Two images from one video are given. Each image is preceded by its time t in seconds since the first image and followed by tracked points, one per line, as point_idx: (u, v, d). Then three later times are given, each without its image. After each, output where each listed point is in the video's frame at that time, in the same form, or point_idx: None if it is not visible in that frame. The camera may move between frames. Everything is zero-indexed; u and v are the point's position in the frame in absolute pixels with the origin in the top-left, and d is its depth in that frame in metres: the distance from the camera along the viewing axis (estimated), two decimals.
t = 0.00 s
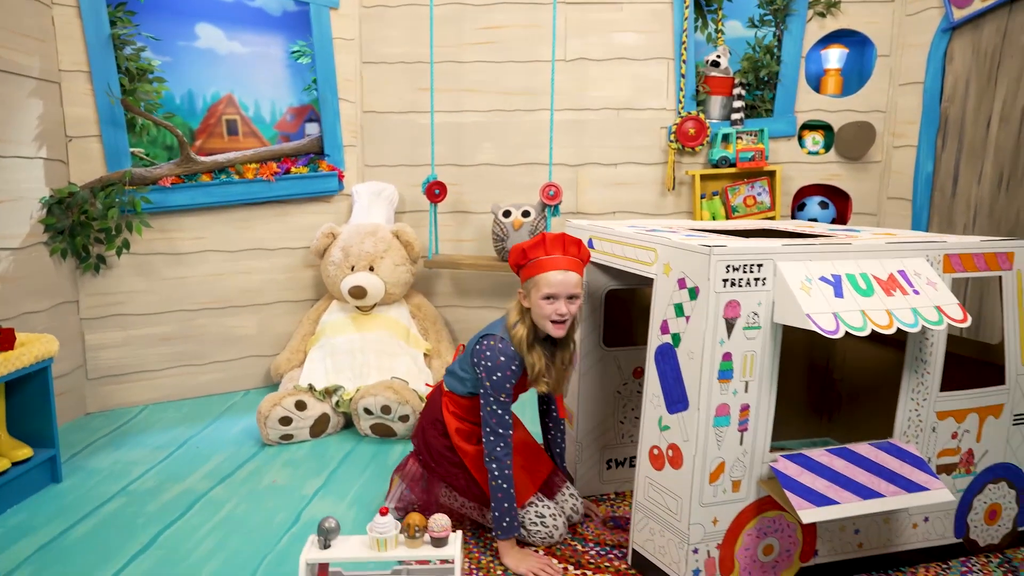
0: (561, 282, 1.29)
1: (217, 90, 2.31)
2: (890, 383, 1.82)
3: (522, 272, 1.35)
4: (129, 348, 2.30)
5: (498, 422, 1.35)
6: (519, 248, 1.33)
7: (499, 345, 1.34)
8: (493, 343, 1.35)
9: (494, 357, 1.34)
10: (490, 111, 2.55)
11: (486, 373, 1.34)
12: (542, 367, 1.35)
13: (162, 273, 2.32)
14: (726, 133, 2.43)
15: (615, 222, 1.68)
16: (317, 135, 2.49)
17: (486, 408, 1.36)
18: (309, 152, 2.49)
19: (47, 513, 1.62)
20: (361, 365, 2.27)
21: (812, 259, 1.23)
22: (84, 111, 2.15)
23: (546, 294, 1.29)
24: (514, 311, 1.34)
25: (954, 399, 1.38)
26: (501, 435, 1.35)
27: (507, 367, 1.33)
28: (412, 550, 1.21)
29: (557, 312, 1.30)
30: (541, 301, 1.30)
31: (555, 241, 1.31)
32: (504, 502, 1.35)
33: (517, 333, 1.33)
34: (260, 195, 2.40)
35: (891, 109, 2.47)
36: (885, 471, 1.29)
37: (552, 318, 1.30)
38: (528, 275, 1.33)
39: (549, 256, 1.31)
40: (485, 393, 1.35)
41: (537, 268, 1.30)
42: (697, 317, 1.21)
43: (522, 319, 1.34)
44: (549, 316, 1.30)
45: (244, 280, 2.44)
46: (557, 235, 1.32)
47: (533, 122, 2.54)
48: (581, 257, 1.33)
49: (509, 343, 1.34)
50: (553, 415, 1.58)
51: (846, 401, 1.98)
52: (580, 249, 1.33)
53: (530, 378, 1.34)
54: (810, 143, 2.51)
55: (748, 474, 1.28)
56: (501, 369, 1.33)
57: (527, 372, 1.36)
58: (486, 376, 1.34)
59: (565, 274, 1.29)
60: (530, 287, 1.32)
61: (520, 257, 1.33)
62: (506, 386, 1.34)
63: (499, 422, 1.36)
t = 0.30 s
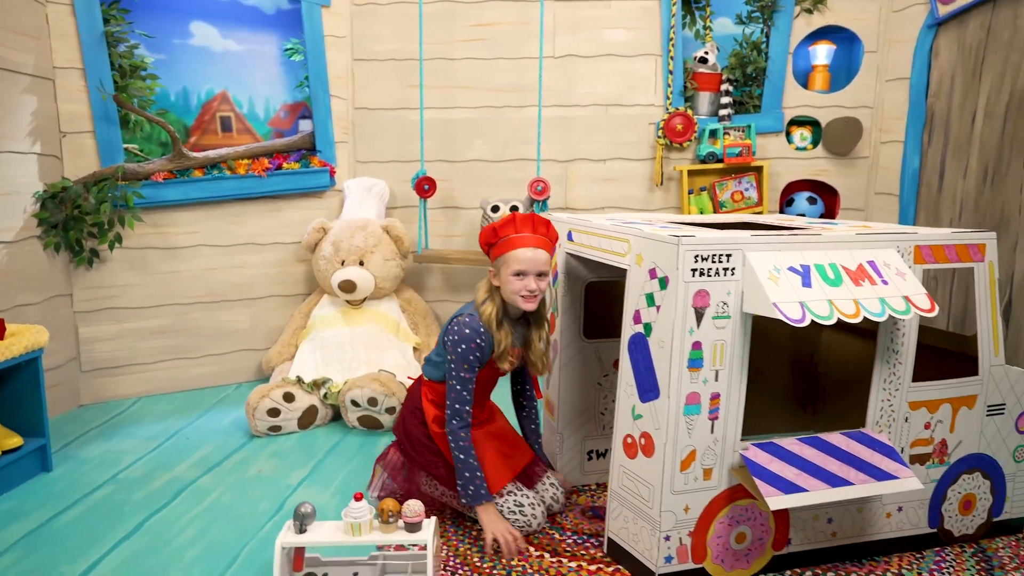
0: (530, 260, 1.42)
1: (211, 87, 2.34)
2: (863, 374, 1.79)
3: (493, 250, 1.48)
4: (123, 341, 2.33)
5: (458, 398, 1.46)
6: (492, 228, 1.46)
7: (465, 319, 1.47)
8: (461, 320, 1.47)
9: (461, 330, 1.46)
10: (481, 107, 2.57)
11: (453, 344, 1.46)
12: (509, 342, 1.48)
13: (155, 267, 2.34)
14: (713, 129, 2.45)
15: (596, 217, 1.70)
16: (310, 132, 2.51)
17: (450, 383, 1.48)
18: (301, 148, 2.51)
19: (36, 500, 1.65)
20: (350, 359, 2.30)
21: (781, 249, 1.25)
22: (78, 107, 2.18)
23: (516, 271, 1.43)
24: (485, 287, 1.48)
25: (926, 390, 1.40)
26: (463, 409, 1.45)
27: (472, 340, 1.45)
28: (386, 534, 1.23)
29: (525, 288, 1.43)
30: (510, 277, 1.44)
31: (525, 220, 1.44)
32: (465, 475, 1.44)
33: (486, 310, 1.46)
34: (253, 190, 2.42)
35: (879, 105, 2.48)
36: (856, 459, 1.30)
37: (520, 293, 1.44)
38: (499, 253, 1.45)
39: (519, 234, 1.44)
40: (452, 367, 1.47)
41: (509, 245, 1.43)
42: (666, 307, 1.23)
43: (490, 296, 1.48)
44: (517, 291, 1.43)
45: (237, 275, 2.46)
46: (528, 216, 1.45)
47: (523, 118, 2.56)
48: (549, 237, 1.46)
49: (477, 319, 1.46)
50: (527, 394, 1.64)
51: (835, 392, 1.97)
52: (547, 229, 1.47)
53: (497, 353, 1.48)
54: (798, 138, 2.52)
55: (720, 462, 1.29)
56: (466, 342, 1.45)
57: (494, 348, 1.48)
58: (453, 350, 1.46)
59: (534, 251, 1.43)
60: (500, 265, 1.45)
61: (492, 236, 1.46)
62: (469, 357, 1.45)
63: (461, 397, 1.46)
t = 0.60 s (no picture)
0: (516, 253, 1.47)
1: (217, 88, 2.38)
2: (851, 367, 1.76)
3: (479, 245, 1.52)
4: (128, 337, 2.38)
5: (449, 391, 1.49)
6: (479, 223, 1.51)
7: (452, 314, 1.51)
8: (448, 314, 1.51)
9: (448, 324, 1.49)
10: (481, 107, 2.59)
11: (441, 339, 1.49)
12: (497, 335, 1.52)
13: (160, 265, 2.39)
14: (712, 128, 2.45)
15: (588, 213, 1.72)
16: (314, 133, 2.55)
17: (440, 378, 1.50)
18: (304, 148, 2.54)
19: (37, 490, 1.69)
20: (351, 356, 2.33)
21: (763, 243, 1.26)
22: (85, 107, 2.24)
23: (503, 264, 1.47)
24: (471, 282, 1.52)
25: (913, 384, 1.40)
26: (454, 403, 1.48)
27: (459, 333, 1.49)
28: (371, 523, 1.25)
29: (512, 281, 1.47)
30: (498, 270, 1.48)
31: (510, 215, 1.49)
32: (455, 468, 1.47)
33: (473, 304, 1.50)
34: (257, 189, 2.46)
35: (879, 103, 2.48)
36: (839, 452, 1.30)
37: (507, 286, 1.47)
38: (486, 247, 1.50)
39: (504, 228, 1.49)
40: (440, 361, 1.50)
41: (495, 239, 1.48)
42: (649, 299, 1.24)
43: (478, 291, 1.52)
44: (505, 284, 1.47)
45: (240, 273, 2.49)
46: (513, 211, 1.50)
47: (523, 118, 2.58)
48: (533, 231, 1.51)
49: (463, 313, 1.51)
50: (515, 390, 1.71)
51: (831, 389, 1.91)
52: (532, 223, 1.52)
53: (485, 348, 1.52)
54: (798, 137, 2.52)
55: (704, 455, 1.30)
56: (454, 335, 1.48)
57: (482, 343, 1.52)
58: (442, 343, 1.49)
59: (520, 244, 1.48)
60: (487, 259, 1.50)
61: (479, 231, 1.51)
62: (458, 351, 1.49)
63: (450, 391, 1.49)
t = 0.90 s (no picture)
0: (505, 244, 1.49)
1: (225, 87, 2.42)
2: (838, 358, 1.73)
3: (469, 239, 1.55)
4: (135, 329, 2.43)
5: (443, 381, 1.49)
6: (468, 217, 1.54)
7: (444, 305, 1.52)
8: (440, 306, 1.52)
9: (439, 315, 1.50)
10: (483, 104, 2.61)
11: (433, 329, 1.50)
12: (488, 326, 1.53)
13: (167, 259, 2.43)
14: (714, 124, 2.47)
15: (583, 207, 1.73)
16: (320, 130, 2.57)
17: (434, 368, 1.51)
18: (309, 145, 2.56)
19: (42, 476, 1.74)
20: (353, 349, 2.36)
21: (746, 233, 1.27)
22: (94, 104, 2.30)
23: (492, 255, 1.49)
24: (461, 275, 1.53)
25: (901, 376, 1.40)
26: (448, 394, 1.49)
27: (451, 324, 1.50)
28: (359, 508, 1.28)
29: (502, 272, 1.49)
30: (487, 262, 1.50)
31: (498, 207, 1.51)
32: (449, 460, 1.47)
33: (465, 296, 1.52)
34: (262, 184, 2.49)
35: (881, 99, 2.47)
36: (824, 443, 1.31)
37: (496, 277, 1.49)
38: (475, 240, 1.52)
39: (493, 220, 1.51)
40: (434, 352, 1.51)
41: (483, 231, 1.50)
42: (633, 289, 1.26)
43: (469, 283, 1.53)
44: (494, 275, 1.49)
45: (245, 267, 2.53)
46: (501, 203, 1.52)
47: (524, 115, 2.60)
48: (522, 222, 1.53)
49: (455, 304, 1.52)
50: (509, 383, 1.73)
51: (825, 382, 1.89)
52: (520, 215, 1.54)
53: (477, 339, 1.53)
54: (799, 134, 2.51)
55: (688, 444, 1.31)
56: (445, 326, 1.49)
57: (474, 334, 1.53)
58: (434, 335, 1.50)
59: (508, 235, 1.50)
60: (476, 251, 1.52)
61: (468, 225, 1.54)
62: (450, 342, 1.50)
63: (445, 381, 1.50)
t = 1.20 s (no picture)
0: (502, 239, 1.48)
1: (232, 82, 2.44)
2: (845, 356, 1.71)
3: (467, 230, 1.54)
4: (141, 321, 2.47)
5: (439, 372, 1.49)
6: (468, 208, 1.52)
7: (438, 296, 1.52)
8: (435, 296, 1.53)
9: (434, 306, 1.51)
10: (486, 99, 2.61)
11: (428, 320, 1.51)
12: (482, 319, 1.54)
13: (173, 252, 2.47)
14: (716, 117, 2.44)
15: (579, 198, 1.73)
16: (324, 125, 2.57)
17: (429, 358, 1.51)
18: (313, 139, 2.57)
19: (46, 462, 1.77)
20: (355, 341, 2.40)
21: (736, 224, 1.27)
22: (101, 99, 2.34)
23: (488, 249, 1.48)
24: (457, 267, 1.53)
25: (895, 368, 1.39)
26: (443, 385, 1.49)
27: (445, 316, 1.50)
28: (348, 494, 1.29)
29: (496, 267, 1.48)
30: (482, 255, 1.49)
31: (498, 201, 1.50)
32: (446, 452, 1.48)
33: (459, 287, 1.52)
34: (266, 178, 2.51)
35: (886, 92, 2.43)
36: (814, 434, 1.30)
37: (492, 272, 1.49)
38: (473, 232, 1.52)
39: (491, 214, 1.50)
40: (429, 342, 1.51)
41: (481, 224, 1.50)
42: (621, 279, 1.26)
43: (464, 274, 1.53)
44: (489, 269, 1.49)
45: (250, 261, 2.55)
46: (501, 196, 1.51)
47: (527, 109, 2.60)
48: (520, 217, 1.53)
49: (449, 295, 1.52)
50: (507, 376, 1.72)
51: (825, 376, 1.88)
52: (519, 210, 1.53)
53: (470, 331, 1.54)
54: (804, 128, 2.48)
55: (678, 435, 1.31)
56: (441, 317, 1.50)
57: (468, 325, 1.54)
58: (429, 325, 1.50)
59: (506, 230, 1.49)
60: (473, 243, 1.51)
61: (467, 216, 1.53)
62: (445, 332, 1.50)
63: (441, 371, 1.50)
